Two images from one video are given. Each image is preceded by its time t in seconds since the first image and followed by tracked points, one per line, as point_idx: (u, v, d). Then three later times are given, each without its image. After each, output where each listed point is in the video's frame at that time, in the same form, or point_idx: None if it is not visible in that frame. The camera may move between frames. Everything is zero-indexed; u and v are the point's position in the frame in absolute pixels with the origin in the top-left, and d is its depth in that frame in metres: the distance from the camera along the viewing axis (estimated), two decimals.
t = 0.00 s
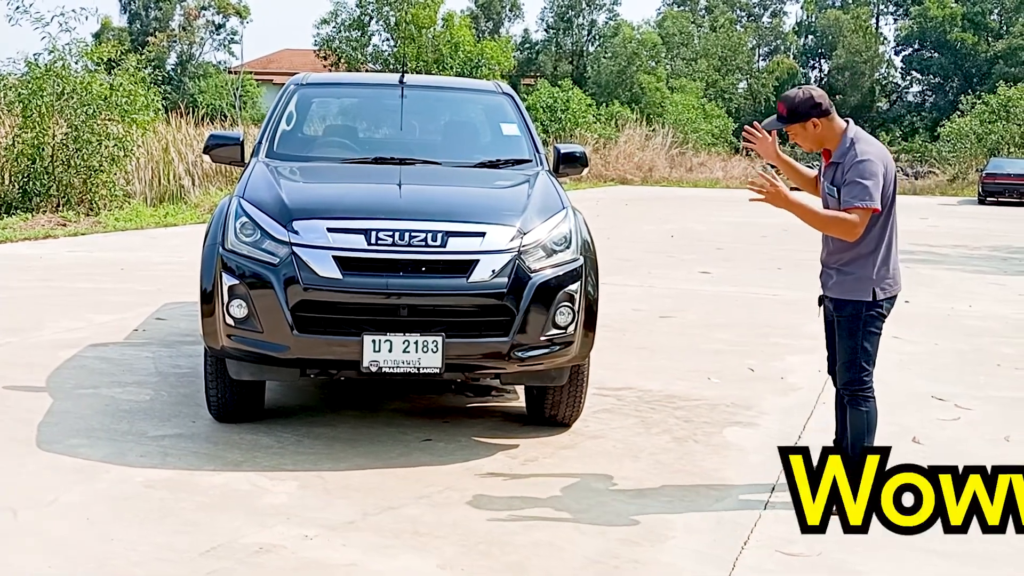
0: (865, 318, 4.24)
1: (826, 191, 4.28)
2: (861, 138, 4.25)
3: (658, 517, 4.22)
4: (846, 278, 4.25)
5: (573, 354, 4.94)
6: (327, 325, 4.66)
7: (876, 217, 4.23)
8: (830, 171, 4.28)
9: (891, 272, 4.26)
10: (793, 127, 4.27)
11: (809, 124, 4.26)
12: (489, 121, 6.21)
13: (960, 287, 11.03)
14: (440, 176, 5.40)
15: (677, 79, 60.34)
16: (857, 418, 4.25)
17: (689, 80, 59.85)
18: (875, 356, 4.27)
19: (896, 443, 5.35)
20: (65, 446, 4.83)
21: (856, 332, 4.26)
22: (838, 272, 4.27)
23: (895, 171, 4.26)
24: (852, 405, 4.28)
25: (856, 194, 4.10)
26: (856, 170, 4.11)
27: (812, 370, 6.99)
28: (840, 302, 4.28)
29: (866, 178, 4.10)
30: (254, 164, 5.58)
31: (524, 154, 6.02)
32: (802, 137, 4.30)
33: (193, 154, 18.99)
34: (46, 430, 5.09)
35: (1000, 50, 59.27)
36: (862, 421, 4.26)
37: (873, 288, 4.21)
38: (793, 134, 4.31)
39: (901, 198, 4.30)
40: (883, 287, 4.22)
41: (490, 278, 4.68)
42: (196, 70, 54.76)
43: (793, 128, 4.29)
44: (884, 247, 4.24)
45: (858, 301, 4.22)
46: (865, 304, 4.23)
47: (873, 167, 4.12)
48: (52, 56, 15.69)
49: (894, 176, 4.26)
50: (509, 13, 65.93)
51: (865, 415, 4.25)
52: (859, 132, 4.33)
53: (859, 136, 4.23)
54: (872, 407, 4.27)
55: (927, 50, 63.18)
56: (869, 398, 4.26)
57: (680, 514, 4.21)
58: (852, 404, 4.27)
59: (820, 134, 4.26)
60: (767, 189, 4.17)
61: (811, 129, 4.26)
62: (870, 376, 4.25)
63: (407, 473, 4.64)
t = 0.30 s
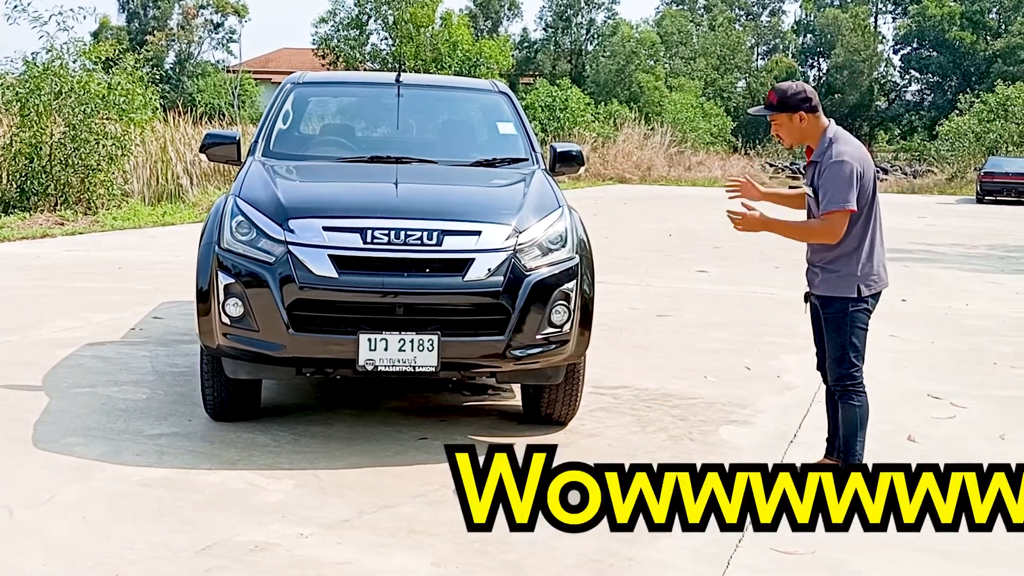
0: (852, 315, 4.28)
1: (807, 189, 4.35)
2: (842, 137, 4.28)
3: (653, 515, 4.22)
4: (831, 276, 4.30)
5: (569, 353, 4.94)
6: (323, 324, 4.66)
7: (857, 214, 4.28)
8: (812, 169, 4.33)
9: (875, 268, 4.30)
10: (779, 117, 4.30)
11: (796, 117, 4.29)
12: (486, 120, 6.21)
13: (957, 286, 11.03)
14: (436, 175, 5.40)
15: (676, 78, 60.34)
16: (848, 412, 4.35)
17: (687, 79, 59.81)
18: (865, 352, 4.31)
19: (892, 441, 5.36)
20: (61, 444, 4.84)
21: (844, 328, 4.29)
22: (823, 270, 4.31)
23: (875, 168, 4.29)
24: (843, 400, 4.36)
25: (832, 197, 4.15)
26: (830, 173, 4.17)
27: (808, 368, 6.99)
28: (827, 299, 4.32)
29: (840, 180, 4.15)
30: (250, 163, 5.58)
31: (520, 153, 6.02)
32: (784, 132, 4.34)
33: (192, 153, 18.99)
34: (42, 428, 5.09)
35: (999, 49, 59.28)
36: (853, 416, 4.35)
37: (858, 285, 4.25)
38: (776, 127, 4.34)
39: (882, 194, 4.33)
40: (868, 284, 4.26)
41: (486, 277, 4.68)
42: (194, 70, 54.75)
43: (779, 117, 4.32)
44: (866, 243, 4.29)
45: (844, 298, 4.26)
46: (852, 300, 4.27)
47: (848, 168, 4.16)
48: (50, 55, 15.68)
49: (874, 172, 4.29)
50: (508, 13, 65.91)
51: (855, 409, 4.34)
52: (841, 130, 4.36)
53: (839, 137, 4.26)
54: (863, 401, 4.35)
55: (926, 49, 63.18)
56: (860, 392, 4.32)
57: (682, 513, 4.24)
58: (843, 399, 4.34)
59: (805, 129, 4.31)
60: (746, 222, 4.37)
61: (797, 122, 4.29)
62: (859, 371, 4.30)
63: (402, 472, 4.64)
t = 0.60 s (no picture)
0: (837, 313, 4.27)
1: (801, 179, 4.35)
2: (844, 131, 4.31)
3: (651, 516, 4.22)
4: (817, 272, 4.29)
5: (567, 353, 4.94)
6: (321, 324, 4.66)
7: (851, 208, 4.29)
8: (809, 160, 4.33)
9: (859, 268, 4.31)
10: (804, 95, 4.28)
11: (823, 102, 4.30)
12: (484, 121, 6.22)
13: (955, 286, 11.05)
14: (435, 176, 5.40)
15: (674, 79, 60.37)
16: (835, 410, 4.29)
17: (686, 80, 59.86)
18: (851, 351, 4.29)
19: (889, 441, 5.36)
20: (60, 444, 4.84)
21: (831, 327, 4.28)
22: (810, 265, 4.31)
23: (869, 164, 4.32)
24: (829, 398, 4.31)
25: (833, 187, 4.16)
26: (831, 162, 4.18)
27: (807, 369, 7.00)
28: (812, 296, 4.31)
29: (843, 169, 4.16)
30: (248, 164, 5.58)
31: (519, 154, 6.02)
32: (798, 113, 4.32)
33: (190, 154, 19.00)
34: (40, 428, 5.09)
35: (997, 49, 59.32)
36: (840, 414, 4.30)
37: (843, 281, 4.25)
38: (793, 104, 4.30)
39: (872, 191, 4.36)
40: (853, 281, 4.27)
41: (485, 277, 4.68)
42: (193, 70, 54.75)
43: (802, 96, 4.29)
44: (854, 239, 4.30)
45: (830, 294, 4.25)
46: (837, 297, 4.26)
47: (850, 158, 4.18)
48: (49, 55, 15.69)
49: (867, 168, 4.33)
50: (507, 13, 65.92)
51: (842, 407, 4.29)
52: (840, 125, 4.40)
53: (840, 130, 4.29)
54: (851, 399, 4.30)
55: (925, 50, 63.23)
56: (847, 390, 4.28)
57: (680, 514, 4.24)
58: (830, 397, 4.30)
59: (818, 114, 4.31)
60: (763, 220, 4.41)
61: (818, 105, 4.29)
62: (845, 369, 4.27)
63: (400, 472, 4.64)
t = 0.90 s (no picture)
0: (842, 311, 4.28)
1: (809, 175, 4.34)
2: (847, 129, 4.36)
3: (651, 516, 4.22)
4: (824, 269, 4.30)
5: (568, 353, 4.95)
6: (321, 323, 4.67)
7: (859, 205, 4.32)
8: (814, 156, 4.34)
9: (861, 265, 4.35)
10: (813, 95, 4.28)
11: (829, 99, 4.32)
12: (484, 120, 6.22)
13: (955, 286, 11.04)
14: (436, 175, 5.41)
15: (673, 78, 60.39)
16: (837, 408, 4.30)
17: (684, 79, 59.85)
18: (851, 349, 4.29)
19: (889, 441, 5.36)
20: (59, 444, 4.84)
21: (834, 324, 4.29)
22: (817, 262, 4.31)
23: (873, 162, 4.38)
24: (831, 396, 4.32)
25: (851, 183, 4.17)
26: (846, 159, 4.20)
27: (806, 368, 7.00)
28: (816, 294, 4.31)
29: (859, 165, 4.20)
30: (248, 163, 5.58)
31: (518, 153, 6.03)
32: (805, 110, 4.31)
33: (188, 153, 18.99)
34: (40, 428, 5.09)
35: (995, 49, 59.33)
36: (841, 412, 4.30)
37: (849, 278, 4.27)
38: (802, 102, 4.30)
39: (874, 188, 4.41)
40: (858, 279, 4.30)
41: (485, 277, 4.69)
42: (191, 69, 54.71)
43: (811, 94, 4.29)
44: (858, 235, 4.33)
45: (836, 292, 4.27)
46: (840, 296, 4.27)
47: (864, 155, 4.22)
48: (47, 55, 15.67)
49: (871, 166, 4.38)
50: (505, 12, 65.91)
51: (844, 405, 4.29)
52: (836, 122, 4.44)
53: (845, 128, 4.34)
54: (852, 397, 4.30)
55: (923, 49, 63.24)
56: (849, 388, 4.29)
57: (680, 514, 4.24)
58: (832, 394, 4.31)
59: (824, 113, 4.31)
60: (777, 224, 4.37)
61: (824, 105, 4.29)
62: (848, 367, 4.28)
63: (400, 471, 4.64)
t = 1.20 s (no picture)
0: (837, 314, 4.28)
1: (811, 178, 4.36)
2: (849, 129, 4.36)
3: (649, 515, 4.23)
4: (822, 270, 4.30)
5: (567, 353, 4.95)
6: (321, 324, 4.67)
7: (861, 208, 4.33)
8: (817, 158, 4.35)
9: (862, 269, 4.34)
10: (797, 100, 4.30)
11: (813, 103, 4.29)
12: (484, 121, 6.22)
13: (953, 286, 11.07)
14: (436, 176, 5.41)
15: (671, 78, 60.43)
16: (831, 411, 4.31)
17: (683, 80, 59.87)
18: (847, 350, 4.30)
19: (888, 441, 5.37)
20: (60, 444, 4.85)
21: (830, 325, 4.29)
22: (815, 263, 4.32)
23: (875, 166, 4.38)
24: (826, 398, 4.33)
25: (850, 186, 4.19)
26: (845, 162, 4.21)
27: (805, 369, 7.00)
28: (813, 295, 4.32)
29: (859, 169, 4.20)
30: (248, 164, 5.58)
31: (518, 154, 6.03)
32: (791, 117, 4.37)
33: (187, 154, 19.01)
34: (40, 428, 5.10)
35: (994, 50, 59.39)
36: (838, 414, 4.31)
37: (847, 281, 4.27)
38: (786, 108, 4.37)
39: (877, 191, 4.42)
40: (857, 282, 4.29)
41: (485, 277, 4.69)
42: (190, 70, 54.74)
43: (795, 99, 4.31)
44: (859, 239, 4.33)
45: (832, 294, 4.27)
46: (837, 299, 4.28)
47: (865, 158, 4.22)
48: (47, 55, 15.67)
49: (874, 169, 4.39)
50: (504, 13, 65.92)
51: (839, 408, 4.30)
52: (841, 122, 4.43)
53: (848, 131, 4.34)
54: (846, 398, 4.32)
55: (922, 50, 63.29)
56: (842, 391, 4.30)
57: (680, 514, 4.25)
58: (826, 397, 4.32)
59: (817, 118, 4.31)
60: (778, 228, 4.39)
61: (813, 110, 4.30)
62: (840, 370, 4.28)
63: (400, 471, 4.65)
